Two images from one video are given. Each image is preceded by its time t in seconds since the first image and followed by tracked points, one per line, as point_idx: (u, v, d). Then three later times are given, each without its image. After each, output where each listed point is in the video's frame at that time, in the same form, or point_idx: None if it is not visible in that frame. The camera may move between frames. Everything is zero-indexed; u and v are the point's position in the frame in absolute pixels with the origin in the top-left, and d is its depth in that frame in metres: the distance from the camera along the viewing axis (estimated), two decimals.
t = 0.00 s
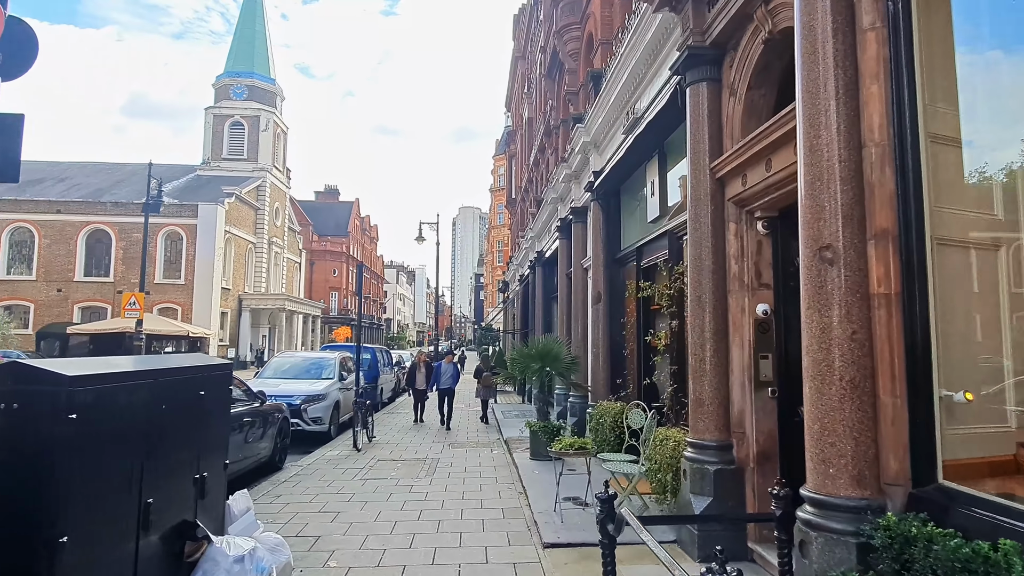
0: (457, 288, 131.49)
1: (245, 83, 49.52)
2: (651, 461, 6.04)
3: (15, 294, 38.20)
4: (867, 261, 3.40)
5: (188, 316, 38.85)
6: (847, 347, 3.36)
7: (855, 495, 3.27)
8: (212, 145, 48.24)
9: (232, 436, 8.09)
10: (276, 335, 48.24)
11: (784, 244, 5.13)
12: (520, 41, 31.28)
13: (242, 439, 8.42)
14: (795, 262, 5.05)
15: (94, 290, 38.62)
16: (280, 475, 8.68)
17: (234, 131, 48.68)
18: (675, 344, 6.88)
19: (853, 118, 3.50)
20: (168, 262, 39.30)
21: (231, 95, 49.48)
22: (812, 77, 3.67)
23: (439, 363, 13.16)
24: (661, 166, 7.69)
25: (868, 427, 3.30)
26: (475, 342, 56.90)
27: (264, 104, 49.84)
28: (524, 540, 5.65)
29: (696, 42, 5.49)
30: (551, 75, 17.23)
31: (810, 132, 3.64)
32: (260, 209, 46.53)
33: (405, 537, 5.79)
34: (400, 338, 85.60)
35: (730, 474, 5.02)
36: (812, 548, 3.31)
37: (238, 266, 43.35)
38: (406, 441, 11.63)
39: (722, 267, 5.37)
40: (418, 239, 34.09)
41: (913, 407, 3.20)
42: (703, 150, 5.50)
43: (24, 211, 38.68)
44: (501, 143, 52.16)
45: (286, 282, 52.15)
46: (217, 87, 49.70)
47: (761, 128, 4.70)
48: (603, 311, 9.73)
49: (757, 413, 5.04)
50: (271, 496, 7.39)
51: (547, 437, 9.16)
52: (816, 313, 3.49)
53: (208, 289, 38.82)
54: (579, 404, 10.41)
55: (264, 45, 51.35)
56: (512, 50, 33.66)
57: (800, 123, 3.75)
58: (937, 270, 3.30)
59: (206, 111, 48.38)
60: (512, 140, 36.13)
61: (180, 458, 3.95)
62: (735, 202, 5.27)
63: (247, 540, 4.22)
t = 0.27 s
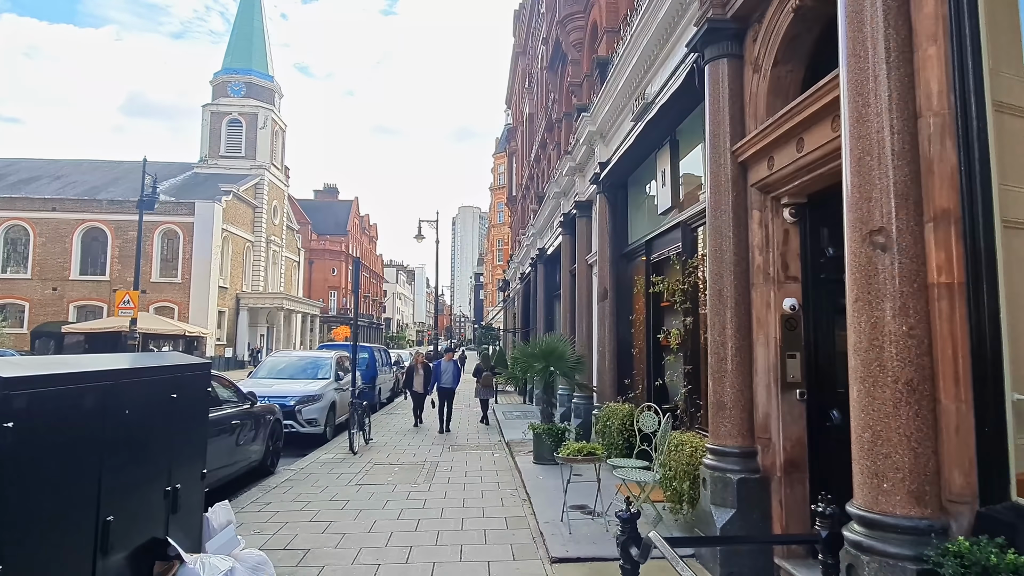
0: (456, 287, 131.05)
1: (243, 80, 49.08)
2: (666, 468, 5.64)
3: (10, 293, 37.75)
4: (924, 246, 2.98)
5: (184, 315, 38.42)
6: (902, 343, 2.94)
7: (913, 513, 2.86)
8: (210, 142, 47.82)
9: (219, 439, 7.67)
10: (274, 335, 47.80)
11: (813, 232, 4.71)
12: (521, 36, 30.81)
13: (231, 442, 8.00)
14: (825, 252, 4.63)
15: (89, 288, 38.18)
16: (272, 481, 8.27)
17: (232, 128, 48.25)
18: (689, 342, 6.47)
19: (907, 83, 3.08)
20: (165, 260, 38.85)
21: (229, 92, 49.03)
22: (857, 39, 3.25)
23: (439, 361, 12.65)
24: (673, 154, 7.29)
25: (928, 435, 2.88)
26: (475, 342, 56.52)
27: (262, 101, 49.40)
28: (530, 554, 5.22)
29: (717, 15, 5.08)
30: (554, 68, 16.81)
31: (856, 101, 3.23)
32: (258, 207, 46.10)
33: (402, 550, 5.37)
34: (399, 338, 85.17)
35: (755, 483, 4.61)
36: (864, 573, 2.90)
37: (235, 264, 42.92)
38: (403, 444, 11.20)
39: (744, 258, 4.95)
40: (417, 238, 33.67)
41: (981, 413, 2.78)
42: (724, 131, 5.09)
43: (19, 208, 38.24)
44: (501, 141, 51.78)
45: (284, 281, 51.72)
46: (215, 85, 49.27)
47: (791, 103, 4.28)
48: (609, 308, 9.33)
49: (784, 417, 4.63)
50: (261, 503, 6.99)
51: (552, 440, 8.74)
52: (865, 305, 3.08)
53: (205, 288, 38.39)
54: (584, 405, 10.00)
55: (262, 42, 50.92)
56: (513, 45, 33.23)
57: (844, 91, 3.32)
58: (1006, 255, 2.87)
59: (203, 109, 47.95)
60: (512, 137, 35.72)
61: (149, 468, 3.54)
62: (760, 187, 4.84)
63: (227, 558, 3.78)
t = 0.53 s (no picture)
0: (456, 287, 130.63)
1: (240, 77, 48.61)
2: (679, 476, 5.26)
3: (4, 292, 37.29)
4: (992, 227, 2.57)
5: (180, 314, 38.00)
6: (966, 338, 2.53)
7: (982, 537, 2.45)
8: (206, 140, 47.36)
9: (204, 443, 7.24)
10: (271, 334, 47.39)
11: (843, 218, 4.29)
12: (521, 30, 30.35)
13: (217, 446, 7.58)
14: (857, 241, 4.20)
15: (84, 287, 37.73)
16: (259, 487, 7.85)
17: (229, 126, 47.79)
18: (702, 340, 6.07)
19: (968, 40, 2.66)
20: (160, 259, 38.41)
21: (226, 89, 48.56)
22: None
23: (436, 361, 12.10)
24: (684, 140, 6.88)
25: (998, 447, 2.47)
26: (474, 342, 56.08)
27: (259, 99, 48.93)
28: (532, 569, 4.80)
29: None
30: (555, 60, 16.37)
31: (906, 62, 2.82)
32: (255, 206, 45.64)
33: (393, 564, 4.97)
34: (398, 338, 84.70)
35: (779, 494, 4.20)
36: None
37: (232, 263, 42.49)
38: (400, 447, 10.78)
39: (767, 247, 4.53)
40: (416, 236, 33.24)
41: None
42: (743, 110, 4.67)
43: (13, 206, 37.78)
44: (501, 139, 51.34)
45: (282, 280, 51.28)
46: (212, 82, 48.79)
47: (822, 75, 3.87)
48: (614, 305, 8.92)
49: (812, 421, 4.22)
50: (245, 512, 6.58)
51: (554, 443, 8.33)
52: (922, 296, 2.66)
53: (201, 287, 37.97)
54: (587, 406, 9.63)
55: (260, 39, 50.45)
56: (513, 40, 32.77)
57: (892, 51, 2.90)
58: None
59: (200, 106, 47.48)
60: (512, 134, 35.29)
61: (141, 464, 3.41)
62: (784, 170, 4.43)
63: None
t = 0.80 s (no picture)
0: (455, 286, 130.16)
1: (237, 75, 48.16)
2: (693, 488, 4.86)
3: None
4: None
5: (176, 314, 37.57)
6: None
7: None
8: (203, 138, 46.91)
9: (184, 450, 6.82)
10: (269, 334, 46.94)
11: (879, 204, 3.86)
12: (521, 26, 29.92)
13: (198, 453, 7.16)
14: (895, 230, 3.76)
15: (78, 287, 37.26)
16: (244, 496, 7.43)
17: (226, 124, 47.34)
18: (716, 340, 5.65)
19: None
20: (156, 259, 37.97)
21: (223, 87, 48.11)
22: None
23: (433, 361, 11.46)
24: (695, 126, 6.47)
25: None
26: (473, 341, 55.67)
27: (256, 96, 48.45)
28: None
29: None
30: (555, 53, 15.94)
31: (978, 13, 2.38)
32: (252, 204, 45.18)
33: None
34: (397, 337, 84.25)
35: (808, 512, 3.78)
36: None
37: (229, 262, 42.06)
38: (395, 452, 10.36)
39: (793, 237, 4.10)
40: (414, 234, 32.81)
41: None
42: (766, 88, 4.24)
43: (7, 205, 37.30)
44: (500, 137, 50.91)
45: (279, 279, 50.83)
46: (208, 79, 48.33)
47: (860, 42, 3.44)
48: (619, 303, 8.49)
49: (845, 430, 3.81)
50: (226, 525, 6.16)
51: (555, 448, 7.90)
52: (1001, 289, 2.23)
53: (197, 286, 37.54)
54: (589, 409, 9.29)
55: (257, 36, 49.99)
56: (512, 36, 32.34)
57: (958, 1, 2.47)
58: None
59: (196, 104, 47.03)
60: (512, 131, 34.87)
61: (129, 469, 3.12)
62: (813, 152, 4.00)
63: None
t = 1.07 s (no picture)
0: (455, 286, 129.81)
1: (234, 72, 47.72)
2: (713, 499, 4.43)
3: None
4: None
5: (172, 313, 37.12)
6: None
7: None
8: (200, 136, 46.49)
9: (164, 455, 6.41)
10: (266, 334, 46.50)
11: (927, 184, 3.45)
12: (521, 21, 29.51)
13: (181, 458, 6.75)
14: (948, 212, 3.33)
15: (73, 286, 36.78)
16: (229, 503, 7.00)
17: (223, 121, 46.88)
18: (735, 338, 5.23)
19: None
20: (152, 257, 37.51)
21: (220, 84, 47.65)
22: None
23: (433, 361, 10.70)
24: (708, 110, 6.10)
25: None
26: (473, 341, 55.25)
27: (253, 94, 48.04)
28: None
29: None
30: (557, 45, 15.53)
31: None
32: (249, 202, 44.74)
33: None
34: (397, 338, 83.80)
35: (849, 529, 3.37)
36: None
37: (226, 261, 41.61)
38: (390, 455, 9.95)
39: (828, 222, 3.67)
40: (413, 232, 32.38)
41: None
42: (797, 55, 3.81)
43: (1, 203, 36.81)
44: (500, 134, 50.42)
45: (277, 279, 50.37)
46: (205, 77, 47.89)
47: None
48: (626, 299, 8.09)
49: (890, 437, 3.39)
50: (207, 536, 5.73)
51: (559, 452, 7.47)
52: None
53: (193, 285, 37.10)
54: (594, 411, 8.97)
55: (254, 33, 49.58)
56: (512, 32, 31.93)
57: None
58: None
59: (193, 101, 46.58)
60: (512, 128, 34.46)
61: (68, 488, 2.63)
62: (852, 126, 3.58)
63: None
